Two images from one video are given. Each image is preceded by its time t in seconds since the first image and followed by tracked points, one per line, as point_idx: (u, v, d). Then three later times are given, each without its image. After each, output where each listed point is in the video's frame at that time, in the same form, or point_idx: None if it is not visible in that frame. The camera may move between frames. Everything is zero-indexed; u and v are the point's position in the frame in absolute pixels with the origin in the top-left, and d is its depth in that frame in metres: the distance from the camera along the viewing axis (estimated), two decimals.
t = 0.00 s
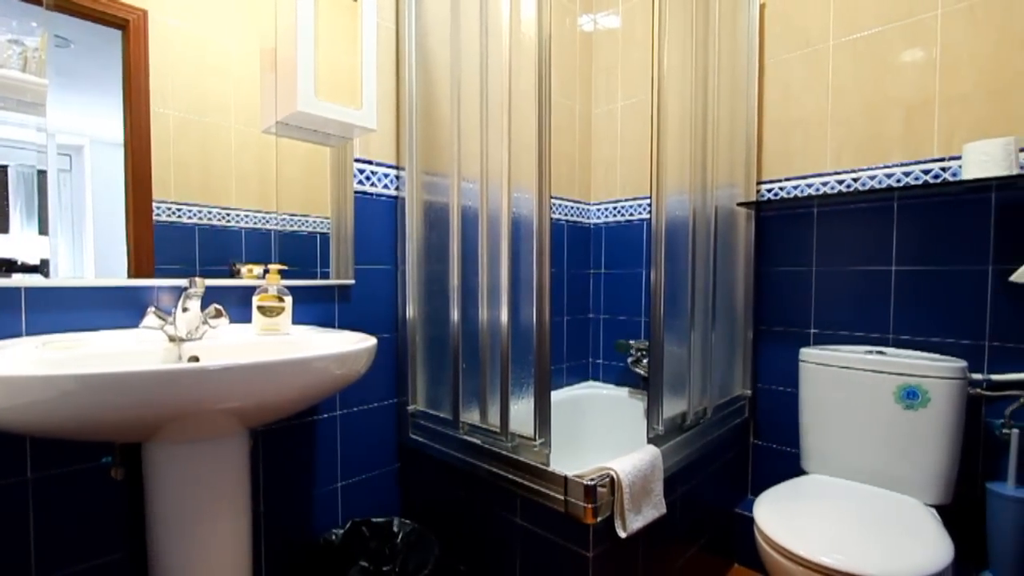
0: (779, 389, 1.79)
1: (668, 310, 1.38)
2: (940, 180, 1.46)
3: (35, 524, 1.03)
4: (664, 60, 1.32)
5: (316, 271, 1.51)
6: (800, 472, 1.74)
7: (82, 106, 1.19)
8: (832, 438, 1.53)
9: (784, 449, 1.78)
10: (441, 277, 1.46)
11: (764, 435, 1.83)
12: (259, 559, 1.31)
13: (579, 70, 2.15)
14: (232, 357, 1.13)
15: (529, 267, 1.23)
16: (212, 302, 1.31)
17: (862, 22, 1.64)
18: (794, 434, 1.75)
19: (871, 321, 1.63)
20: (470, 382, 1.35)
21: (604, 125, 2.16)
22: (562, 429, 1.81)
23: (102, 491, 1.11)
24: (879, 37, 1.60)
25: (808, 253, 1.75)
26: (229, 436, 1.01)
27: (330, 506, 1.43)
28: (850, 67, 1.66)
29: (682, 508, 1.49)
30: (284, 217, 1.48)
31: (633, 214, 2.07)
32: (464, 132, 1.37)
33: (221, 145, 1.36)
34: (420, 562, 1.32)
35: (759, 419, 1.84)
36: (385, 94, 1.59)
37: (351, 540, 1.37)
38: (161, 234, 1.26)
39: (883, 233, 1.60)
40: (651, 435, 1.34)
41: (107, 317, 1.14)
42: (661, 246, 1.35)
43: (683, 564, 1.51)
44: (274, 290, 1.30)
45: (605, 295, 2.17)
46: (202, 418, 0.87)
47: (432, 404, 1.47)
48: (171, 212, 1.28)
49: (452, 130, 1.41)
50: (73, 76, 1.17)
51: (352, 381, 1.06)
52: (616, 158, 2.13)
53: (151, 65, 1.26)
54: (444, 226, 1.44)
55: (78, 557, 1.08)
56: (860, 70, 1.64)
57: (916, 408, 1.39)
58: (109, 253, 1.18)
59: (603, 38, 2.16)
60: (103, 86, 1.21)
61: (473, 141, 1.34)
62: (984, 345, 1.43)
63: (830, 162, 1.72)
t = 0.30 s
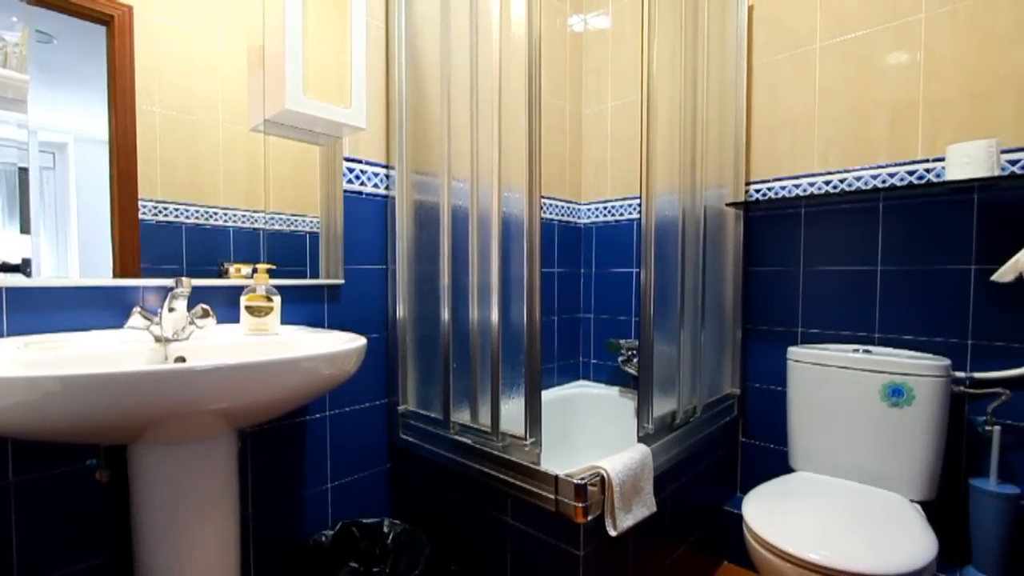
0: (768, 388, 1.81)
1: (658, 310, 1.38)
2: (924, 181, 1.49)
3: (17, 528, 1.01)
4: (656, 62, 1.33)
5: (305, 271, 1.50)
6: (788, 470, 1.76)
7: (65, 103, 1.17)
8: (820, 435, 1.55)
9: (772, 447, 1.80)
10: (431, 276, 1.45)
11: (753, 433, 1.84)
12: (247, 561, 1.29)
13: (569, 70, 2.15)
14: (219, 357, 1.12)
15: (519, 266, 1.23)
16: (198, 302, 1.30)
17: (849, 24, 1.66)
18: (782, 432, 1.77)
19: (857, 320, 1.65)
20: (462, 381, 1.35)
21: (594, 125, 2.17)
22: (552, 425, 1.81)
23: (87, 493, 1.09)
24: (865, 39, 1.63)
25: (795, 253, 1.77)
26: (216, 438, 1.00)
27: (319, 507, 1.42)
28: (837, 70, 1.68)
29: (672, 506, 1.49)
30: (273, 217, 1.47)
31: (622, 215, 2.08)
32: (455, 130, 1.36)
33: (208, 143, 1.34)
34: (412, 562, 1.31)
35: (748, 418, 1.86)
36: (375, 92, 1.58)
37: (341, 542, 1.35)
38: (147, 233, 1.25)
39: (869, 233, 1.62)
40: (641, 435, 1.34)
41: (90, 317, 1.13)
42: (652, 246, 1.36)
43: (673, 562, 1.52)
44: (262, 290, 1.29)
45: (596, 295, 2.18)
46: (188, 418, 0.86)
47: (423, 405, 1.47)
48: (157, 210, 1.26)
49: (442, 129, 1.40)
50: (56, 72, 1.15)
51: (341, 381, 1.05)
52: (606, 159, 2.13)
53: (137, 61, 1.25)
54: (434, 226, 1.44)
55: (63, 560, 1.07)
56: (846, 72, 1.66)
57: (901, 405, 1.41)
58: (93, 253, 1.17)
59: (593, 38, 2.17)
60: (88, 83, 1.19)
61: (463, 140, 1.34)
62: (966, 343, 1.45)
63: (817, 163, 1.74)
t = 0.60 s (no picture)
0: (757, 387, 1.83)
1: (647, 310, 1.39)
2: (909, 182, 1.51)
3: None
4: (646, 64, 1.34)
5: (293, 270, 1.49)
6: (775, 468, 1.78)
7: (47, 99, 1.14)
8: (807, 434, 1.57)
9: (760, 445, 1.82)
10: (420, 276, 1.45)
11: (740, 431, 1.86)
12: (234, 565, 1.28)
13: (559, 70, 2.15)
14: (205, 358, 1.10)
15: (509, 266, 1.23)
16: (184, 302, 1.28)
17: (836, 26, 1.67)
18: (770, 430, 1.79)
19: (842, 320, 1.67)
20: (451, 381, 1.35)
21: (584, 125, 2.18)
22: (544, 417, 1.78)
23: (71, 496, 1.07)
24: (851, 42, 1.65)
25: (782, 254, 1.79)
26: (203, 440, 0.98)
27: (308, 510, 1.41)
28: (823, 72, 1.70)
29: (661, 505, 1.50)
30: (261, 216, 1.46)
31: (612, 216, 2.09)
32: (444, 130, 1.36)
33: (195, 141, 1.33)
34: (400, 565, 1.30)
35: (736, 416, 1.88)
36: (364, 91, 1.57)
37: (330, 544, 1.36)
38: (133, 233, 1.23)
39: (854, 233, 1.64)
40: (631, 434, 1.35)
41: (74, 318, 1.11)
42: (641, 246, 1.37)
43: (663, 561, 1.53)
44: (250, 290, 1.27)
45: (586, 294, 2.19)
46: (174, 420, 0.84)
47: (412, 405, 1.46)
48: (143, 209, 1.25)
49: (432, 129, 1.40)
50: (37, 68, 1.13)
51: (330, 382, 1.04)
52: (596, 160, 2.14)
53: (121, 57, 1.22)
54: (423, 226, 1.43)
55: (48, 565, 1.05)
56: (833, 74, 1.68)
57: (886, 404, 1.43)
58: (77, 252, 1.15)
59: (583, 39, 2.18)
60: (70, 79, 1.16)
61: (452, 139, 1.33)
62: (948, 341, 1.48)
63: (804, 164, 1.75)
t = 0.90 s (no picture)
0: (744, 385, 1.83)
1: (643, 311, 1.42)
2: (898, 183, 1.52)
3: None
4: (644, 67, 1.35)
5: (284, 270, 1.48)
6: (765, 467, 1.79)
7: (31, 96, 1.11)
8: (797, 432, 1.58)
9: (747, 443, 1.81)
10: (415, 277, 1.46)
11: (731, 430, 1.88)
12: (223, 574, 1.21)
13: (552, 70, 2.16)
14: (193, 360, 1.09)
15: (503, 269, 1.25)
16: (173, 302, 1.27)
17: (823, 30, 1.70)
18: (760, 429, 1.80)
19: (831, 319, 1.69)
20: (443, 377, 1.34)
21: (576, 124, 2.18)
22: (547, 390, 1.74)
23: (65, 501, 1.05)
24: (839, 44, 1.66)
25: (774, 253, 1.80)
26: (195, 441, 0.98)
27: (299, 511, 1.37)
28: (812, 73, 1.72)
29: (653, 504, 1.50)
30: (251, 216, 1.44)
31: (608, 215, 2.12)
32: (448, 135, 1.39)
33: (183, 139, 1.31)
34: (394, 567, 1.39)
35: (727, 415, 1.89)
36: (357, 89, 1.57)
37: (322, 546, 1.39)
38: (121, 233, 1.22)
39: (847, 231, 1.65)
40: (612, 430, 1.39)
41: (60, 318, 1.10)
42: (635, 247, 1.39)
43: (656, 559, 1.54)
44: (239, 290, 1.27)
45: (579, 293, 2.19)
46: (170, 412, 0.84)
47: (404, 405, 1.47)
48: (131, 208, 1.23)
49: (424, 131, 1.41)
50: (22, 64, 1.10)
51: (321, 382, 1.04)
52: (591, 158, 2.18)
53: (107, 53, 1.20)
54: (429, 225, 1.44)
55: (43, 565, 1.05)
56: (822, 76, 1.70)
57: (875, 402, 1.45)
58: (64, 252, 1.14)
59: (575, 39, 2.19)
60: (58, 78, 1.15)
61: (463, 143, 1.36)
62: (935, 341, 1.50)
63: (794, 165, 1.77)
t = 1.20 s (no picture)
0: (732, 384, 1.82)
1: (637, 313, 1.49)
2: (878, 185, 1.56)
3: None
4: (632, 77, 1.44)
5: (273, 270, 1.47)
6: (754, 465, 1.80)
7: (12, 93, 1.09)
8: (785, 431, 1.60)
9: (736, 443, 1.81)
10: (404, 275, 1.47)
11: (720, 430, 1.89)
12: None
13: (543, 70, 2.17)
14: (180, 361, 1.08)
15: (492, 269, 1.37)
16: (159, 303, 1.26)
17: (810, 32, 1.72)
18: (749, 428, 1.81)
19: (819, 319, 1.70)
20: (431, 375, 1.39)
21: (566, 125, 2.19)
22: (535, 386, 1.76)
23: (88, 499, 0.84)
24: (826, 46, 1.68)
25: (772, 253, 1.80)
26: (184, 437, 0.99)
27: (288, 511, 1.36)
28: (800, 75, 1.74)
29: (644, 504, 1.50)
30: (238, 215, 1.43)
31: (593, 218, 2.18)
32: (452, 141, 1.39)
33: (170, 137, 1.29)
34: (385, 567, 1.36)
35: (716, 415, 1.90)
36: (346, 88, 1.56)
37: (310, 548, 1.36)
38: (106, 233, 1.20)
39: (864, 227, 1.62)
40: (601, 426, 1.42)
41: (43, 319, 1.09)
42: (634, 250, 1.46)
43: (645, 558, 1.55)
44: (227, 291, 1.28)
45: (569, 295, 2.21)
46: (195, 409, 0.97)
47: (394, 405, 1.47)
48: (116, 208, 1.21)
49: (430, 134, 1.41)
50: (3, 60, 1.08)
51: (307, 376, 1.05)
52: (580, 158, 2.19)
53: (92, 49, 1.18)
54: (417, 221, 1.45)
55: None
56: (810, 77, 1.72)
57: (861, 400, 1.47)
58: (46, 252, 1.12)
59: (564, 40, 2.21)
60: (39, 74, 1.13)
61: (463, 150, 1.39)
62: (919, 340, 1.52)
63: (782, 166, 1.79)
